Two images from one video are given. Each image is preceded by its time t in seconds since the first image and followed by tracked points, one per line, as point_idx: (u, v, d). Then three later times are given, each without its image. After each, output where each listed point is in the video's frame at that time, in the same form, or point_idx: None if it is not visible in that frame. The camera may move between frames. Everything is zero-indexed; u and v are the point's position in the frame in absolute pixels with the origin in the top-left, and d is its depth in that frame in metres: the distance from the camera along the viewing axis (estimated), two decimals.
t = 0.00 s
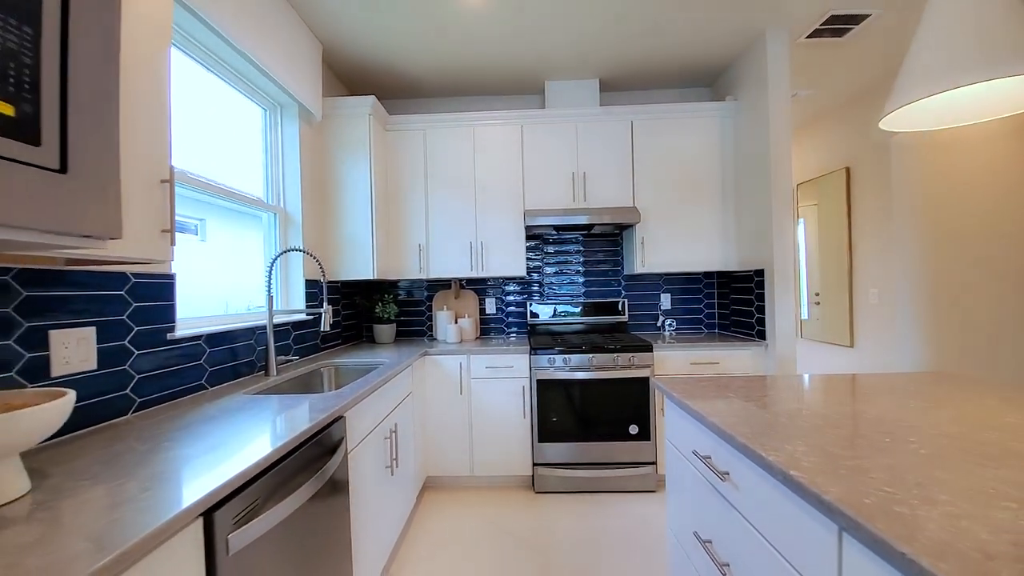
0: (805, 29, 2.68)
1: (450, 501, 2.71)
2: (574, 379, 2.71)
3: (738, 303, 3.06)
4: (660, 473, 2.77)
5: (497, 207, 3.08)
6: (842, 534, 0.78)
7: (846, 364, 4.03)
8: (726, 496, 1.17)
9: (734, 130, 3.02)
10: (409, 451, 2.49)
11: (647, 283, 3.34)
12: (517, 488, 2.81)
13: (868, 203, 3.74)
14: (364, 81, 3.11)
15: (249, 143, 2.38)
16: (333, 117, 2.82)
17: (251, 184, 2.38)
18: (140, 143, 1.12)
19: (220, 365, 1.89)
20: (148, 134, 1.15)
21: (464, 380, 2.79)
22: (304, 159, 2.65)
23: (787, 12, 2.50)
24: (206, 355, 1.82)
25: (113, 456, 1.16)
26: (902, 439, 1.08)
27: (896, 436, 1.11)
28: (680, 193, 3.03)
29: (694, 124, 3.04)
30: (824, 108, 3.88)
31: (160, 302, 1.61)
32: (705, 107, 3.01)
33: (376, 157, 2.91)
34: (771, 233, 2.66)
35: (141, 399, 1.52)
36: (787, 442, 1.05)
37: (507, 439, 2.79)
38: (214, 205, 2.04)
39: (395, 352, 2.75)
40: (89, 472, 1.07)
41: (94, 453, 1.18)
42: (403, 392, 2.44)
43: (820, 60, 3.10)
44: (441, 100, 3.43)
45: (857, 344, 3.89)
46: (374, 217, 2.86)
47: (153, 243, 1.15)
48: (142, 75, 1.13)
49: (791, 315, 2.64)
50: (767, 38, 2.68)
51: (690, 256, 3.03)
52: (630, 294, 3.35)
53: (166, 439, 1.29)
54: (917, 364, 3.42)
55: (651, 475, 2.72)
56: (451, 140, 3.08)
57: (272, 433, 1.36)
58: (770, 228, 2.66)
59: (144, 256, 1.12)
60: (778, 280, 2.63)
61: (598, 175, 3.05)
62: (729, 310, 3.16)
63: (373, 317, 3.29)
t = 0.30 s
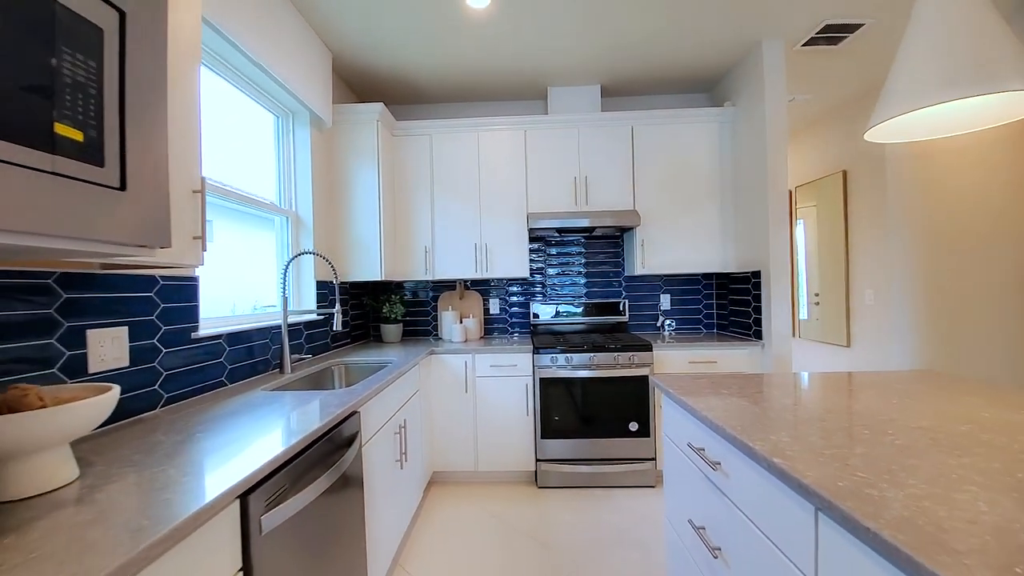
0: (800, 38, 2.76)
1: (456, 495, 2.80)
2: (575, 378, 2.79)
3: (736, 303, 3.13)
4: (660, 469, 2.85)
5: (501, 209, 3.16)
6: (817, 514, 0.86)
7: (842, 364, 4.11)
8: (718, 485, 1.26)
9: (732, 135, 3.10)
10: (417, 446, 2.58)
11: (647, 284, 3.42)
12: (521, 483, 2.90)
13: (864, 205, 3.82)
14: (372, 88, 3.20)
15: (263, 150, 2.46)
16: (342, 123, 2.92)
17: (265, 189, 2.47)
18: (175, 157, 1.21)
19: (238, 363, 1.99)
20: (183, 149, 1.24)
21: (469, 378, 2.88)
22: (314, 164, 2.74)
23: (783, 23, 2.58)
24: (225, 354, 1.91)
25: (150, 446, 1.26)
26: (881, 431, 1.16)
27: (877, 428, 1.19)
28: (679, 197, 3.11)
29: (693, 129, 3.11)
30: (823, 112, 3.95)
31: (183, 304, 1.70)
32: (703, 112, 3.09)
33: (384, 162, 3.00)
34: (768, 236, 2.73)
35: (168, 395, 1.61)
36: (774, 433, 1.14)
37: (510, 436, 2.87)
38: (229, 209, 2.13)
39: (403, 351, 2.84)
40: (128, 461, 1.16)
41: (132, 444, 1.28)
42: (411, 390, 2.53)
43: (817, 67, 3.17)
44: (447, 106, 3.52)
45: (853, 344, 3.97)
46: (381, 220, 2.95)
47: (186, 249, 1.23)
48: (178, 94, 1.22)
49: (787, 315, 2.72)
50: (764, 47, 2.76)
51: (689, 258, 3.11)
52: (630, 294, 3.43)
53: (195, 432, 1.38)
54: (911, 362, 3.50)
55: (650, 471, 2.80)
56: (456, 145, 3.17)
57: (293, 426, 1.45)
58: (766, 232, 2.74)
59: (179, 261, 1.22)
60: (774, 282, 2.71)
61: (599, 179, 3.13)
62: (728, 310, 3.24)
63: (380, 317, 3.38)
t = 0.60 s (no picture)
0: (796, 43, 2.82)
1: (460, 490, 2.88)
2: (576, 376, 2.87)
3: (734, 303, 3.20)
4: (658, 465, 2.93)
5: (504, 211, 3.24)
6: (797, 499, 0.93)
7: (838, 363, 4.19)
8: (711, 476, 1.33)
9: (730, 138, 3.17)
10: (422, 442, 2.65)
11: (647, 284, 3.49)
12: (523, 479, 2.98)
13: (860, 207, 3.89)
14: (378, 93, 3.28)
15: (274, 155, 2.54)
16: (349, 128, 2.99)
17: (275, 193, 2.55)
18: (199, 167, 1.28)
19: (252, 362, 2.07)
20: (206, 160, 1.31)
21: (472, 376, 2.95)
22: (322, 168, 2.82)
23: (779, 29, 2.65)
24: (240, 353, 1.99)
25: (175, 439, 1.34)
26: (863, 424, 1.24)
27: (860, 422, 1.26)
28: (678, 199, 3.18)
29: (691, 133, 3.18)
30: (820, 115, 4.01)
31: (201, 305, 1.78)
32: (702, 116, 3.15)
33: (390, 166, 3.08)
34: (765, 237, 2.80)
35: (188, 391, 1.69)
36: (762, 426, 1.21)
37: (513, 433, 2.95)
38: (242, 214, 2.21)
39: (408, 350, 2.92)
40: (157, 453, 1.24)
41: (158, 437, 1.36)
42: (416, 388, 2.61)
43: (813, 72, 3.24)
44: (450, 110, 3.59)
45: (850, 343, 4.03)
46: (387, 223, 3.03)
47: (210, 254, 1.31)
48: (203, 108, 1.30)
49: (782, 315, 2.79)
50: (760, 52, 2.83)
51: (687, 259, 3.18)
52: (630, 295, 3.50)
53: (217, 426, 1.46)
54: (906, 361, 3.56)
55: (649, 467, 2.88)
56: (459, 149, 3.24)
57: (307, 420, 1.53)
58: (763, 234, 2.81)
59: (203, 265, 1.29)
60: (770, 283, 2.79)
61: (599, 182, 3.20)
62: (726, 310, 3.31)
63: (386, 317, 3.46)
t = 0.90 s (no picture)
0: (793, 47, 2.86)
1: (462, 487, 2.93)
2: (576, 376, 2.92)
3: (732, 304, 3.24)
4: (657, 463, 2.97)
5: (505, 213, 3.29)
6: (783, 493, 0.98)
7: (837, 362, 4.23)
8: (704, 472, 1.38)
9: (728, 141, 3.21)
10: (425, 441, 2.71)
11: (647, 285, 3.53)
12: (524, 477, 3.03)
13: (858, 208, 3.92)
14: (380, 97, 3.33)
15: (279, 160, 2.59)
16: (353, 132, 3.05)
17: (281, 197, 2.60)
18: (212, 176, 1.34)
19: (259, 362, 2.12)
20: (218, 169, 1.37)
21: (474, 376, 3.01)
22: (327, 172, 2.87)
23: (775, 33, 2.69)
24: (248, 353, 2.05)
25: (188, 436, 1.40)
26: (851, 422, 1.28)
27: (848, 420, 1.30)
28: (676, 201, 3.23)
29: (690, 136, 3.22)
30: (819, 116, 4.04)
31: (211, 307, 1.84)
32: (700, 120, 3.20)
33: (392, 169, 3.13)
34: (762, 239, 2.84)
35: (199, 391, 1.75)
36: (753, 424, 1.26)
37: (514, 431, 3.00)
38: (250, 217, 2.26)
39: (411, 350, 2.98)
40: (171, 450, 1.30)
41: (172, 435, 1.42)
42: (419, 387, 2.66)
43: (810, 75, 3.27)
44: (451, 113, 3.64)
45: (848, 343, 4.07)
46: (390, 225, 3.08)
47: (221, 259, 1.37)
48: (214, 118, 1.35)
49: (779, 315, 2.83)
50: (757, 56, 2.87)
51: (686, 260, 3.22)
52: (629, 295, 3.55)
53: (227, 424, 1.52)
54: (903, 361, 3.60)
55: (648, 465, 2.92)
56: (460, 152, 3.29)
57: (313, 419, 1.59)
58: (760, 235, 2.85)
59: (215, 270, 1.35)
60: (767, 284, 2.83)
61: (599, 184, 3.25)
62: (725, 310, 3.35)
63: (389, 317, 3.52)
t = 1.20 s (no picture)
0: (793, 49, 2.86)
1: (464, 488, 2.96)
2: (576, 377, 2.94)
3: (733, 305, 3.25)
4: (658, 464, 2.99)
5: (506, 216, 3.31)
6: (773, 498, 1.00)
7: (839, 363, 4.23)
8: (699, 476, 1.40)
9: (728, 143, 3.21)
10: (427, 442, 2.74)
11: (648, 286, 3.55)
12: (525, 477, 3.05)
13: (860, 209, 3.92)
14: (382, 101, 3.36)
15: (283, 165, 2.63)
16: (355, 136, 3.08)
17: (285, 201, 2.64)
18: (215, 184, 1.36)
19: (263, 365, 2.16)
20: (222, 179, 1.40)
21: (475, 377, 3.03)
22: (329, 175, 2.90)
23: (774, 36, 2.69)
24: (252, 356, 2.08)
25: (193, 440, 1.43)
26: (844, 428, 1.29)
27: (842, 426, 1.32)
28: (677, 203, 3.23)
29: (690, 138, 3.23)
30: (820, 118, 4.03)
31: (215, 312, 1.87)
32: (700, 122, 3.20)
33: (394, 172, 3.16)
34: (762, 241, 2.84)
35: (204, 394, 1.79)
36: (747, 429, 1.27)
37: (515, 432, 3.03)
38: (253, 222, 2.29)
39: (413, 352, 3.01)
40: (177, 453, 1.33)
41: (178, 438, 1.45)
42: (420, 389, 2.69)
43: (811, 77, 3.27)
44: (453, 116, 3.66)
45: (851, 344, 4.07)
46: (392, 228, 3.11)
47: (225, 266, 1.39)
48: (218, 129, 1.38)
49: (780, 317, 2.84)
50: (757, 59, 2.87)
51: (686, 262, 3.23)
52: (630, 297, 3.56)
53: (231, 428, 1.55)
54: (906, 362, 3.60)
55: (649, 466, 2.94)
56: (462, 155, 3.32)
57: (315, 422, 1.61)
58: (760, 238, 2.86)
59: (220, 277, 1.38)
60: (767, 286, 2.83)
61: (599, 187, 3.26)
62: (725, 312, 3.36)
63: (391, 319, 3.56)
